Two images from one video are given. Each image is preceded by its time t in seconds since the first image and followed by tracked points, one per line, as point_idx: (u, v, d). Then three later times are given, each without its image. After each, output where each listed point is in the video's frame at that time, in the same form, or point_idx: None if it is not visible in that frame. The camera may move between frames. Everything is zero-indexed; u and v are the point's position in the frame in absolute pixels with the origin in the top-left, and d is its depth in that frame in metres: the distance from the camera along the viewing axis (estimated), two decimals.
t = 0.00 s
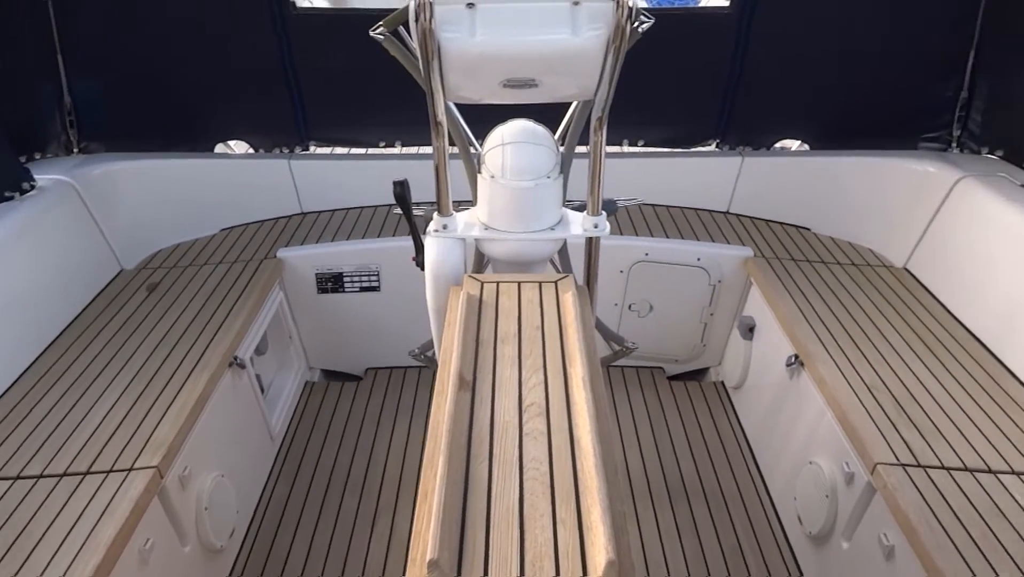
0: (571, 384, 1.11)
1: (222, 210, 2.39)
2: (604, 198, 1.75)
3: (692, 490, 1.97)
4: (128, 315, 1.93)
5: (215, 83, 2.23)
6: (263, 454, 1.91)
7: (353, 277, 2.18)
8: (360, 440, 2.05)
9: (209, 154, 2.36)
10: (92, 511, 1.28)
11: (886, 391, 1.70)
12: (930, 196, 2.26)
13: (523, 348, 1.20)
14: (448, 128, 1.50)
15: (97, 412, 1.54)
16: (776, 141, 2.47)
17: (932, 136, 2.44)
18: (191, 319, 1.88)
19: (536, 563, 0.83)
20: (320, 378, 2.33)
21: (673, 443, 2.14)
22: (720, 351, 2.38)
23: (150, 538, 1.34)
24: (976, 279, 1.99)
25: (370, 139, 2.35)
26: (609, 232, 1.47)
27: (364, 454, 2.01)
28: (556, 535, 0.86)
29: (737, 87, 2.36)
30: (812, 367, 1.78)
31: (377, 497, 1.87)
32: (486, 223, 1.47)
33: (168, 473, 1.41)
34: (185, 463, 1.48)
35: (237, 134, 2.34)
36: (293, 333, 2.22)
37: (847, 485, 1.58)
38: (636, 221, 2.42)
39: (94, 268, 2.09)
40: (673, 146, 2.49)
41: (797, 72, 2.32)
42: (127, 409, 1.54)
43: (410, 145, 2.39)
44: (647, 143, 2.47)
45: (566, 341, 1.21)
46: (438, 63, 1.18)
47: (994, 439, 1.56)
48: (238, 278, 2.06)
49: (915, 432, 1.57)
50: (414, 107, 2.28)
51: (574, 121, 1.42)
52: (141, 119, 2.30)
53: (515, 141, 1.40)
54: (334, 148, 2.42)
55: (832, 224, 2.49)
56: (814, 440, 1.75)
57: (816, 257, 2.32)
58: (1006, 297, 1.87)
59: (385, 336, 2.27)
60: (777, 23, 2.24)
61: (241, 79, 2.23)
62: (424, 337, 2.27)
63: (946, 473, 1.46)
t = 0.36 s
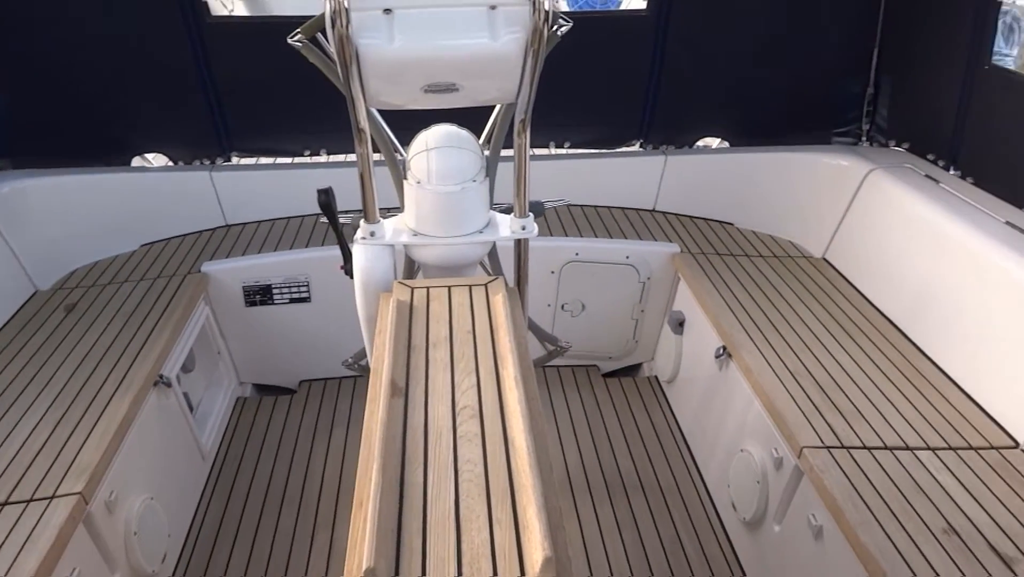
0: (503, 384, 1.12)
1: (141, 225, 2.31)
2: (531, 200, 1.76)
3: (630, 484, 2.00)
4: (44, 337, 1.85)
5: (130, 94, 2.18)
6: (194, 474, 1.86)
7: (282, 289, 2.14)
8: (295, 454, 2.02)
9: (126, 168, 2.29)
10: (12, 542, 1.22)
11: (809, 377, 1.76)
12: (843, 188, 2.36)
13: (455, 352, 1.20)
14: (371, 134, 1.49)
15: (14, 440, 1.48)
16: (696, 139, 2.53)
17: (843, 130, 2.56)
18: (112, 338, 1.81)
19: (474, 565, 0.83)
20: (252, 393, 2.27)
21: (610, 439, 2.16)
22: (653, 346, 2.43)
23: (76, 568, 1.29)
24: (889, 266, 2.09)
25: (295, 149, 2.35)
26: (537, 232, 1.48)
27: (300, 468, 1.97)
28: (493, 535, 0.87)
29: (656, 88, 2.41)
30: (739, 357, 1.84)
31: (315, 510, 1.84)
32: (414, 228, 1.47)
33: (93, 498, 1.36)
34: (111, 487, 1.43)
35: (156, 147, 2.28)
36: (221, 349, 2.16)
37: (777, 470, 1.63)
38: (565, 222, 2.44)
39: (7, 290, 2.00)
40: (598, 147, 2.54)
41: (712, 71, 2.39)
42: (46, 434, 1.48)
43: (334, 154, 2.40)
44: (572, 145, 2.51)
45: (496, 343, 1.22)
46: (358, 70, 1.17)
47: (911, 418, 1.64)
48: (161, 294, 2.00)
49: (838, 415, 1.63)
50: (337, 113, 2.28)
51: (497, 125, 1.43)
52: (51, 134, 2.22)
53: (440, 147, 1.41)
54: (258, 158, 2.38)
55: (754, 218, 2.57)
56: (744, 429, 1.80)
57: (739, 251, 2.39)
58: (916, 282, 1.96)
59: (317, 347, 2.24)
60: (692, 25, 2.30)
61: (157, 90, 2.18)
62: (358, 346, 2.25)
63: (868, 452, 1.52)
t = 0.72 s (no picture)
0: (436, 387, 1.12)
1: (57, 238, 2.22)
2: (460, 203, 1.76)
3: (568, 482, 2.02)
4: None
5: (42, 102, 2.10)
6: (122, 494, 1.80)
7: (209, 299, 2.09)
8: (228, 468, 1.97)
9: (40, 179, 2.20)
10: None
11: (738, 369, 1.81)
12: (766, 184, 2.43)
13: (386, 357, 1.20)
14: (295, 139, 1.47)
15: None
16: (625, 140, 2.57)
17: (764, 128, 2.64)
18: (29, 357, 1.74)
19: (408, 568, 0.83)
20: (181, 408, 2.21)
21: (547, 438, 2.18)
22: (587, 344, 2.46)
23: None
24: (809, 259, 2.16)
25: (219, 156, 2.31)
26: (467, 235, 1.49)
27: (234, 483, 1.93)
28: (427, 538, 0.87)
29: (583, 90, 2.44)
30: (671, 352, 1.87)
31: (250, 525, 1.81)
32: (343, 234, 1.45)
33: (12, 523, 1.31)
34: (31, 511, 1.38)
35: (72, 157, 2.20)
36: (148, 364, 2.09)
37: (709, 461, 1.67)
38: (497, 224, 2.46)
39: None
40: (528, 150, 2.54)
41: (638, 73, 2.44)
42: None
43: (260, 161, 2.36)
44: (503, 148, 2.52)
45: (428, 346, 1.22)
46: (279, 75, 1.15)
47: (834, 405, 1.70)
48: (81, 309, 1.93)
49: (766, 405, 1.68)
50: (262, 119, 2.25)
51: (424, 129, 1.43)
52: None
53: (366, 151, 1.40)
54: (181, 166, 2.33)
55: (681, 217, 2.63)
56: (677, 422, 1.85)
57: (668, 248, 2.44)
58: (835, 274, 2.04)
59: (248, 357, 2.19)
60: (616, 28, 2.34)
61: (71, 97, 2.11)
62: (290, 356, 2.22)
63: (794, 439, 1.57)
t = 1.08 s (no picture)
0: (368, 391, 1.11)
1: None
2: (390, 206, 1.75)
3: (509, 480, 2.03)
4: None
5: None
6: (46, 517, 1.73)
7: (134, 313, 2.03)
8: (161, 486, 1.92)
9: None
10: None
11: (670, 361, 1.85)
12: (693, 180, 2.49)
13: (316, 363, 1.18)
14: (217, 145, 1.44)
15: None
16: (556, 139, 2.59)
17: (690, 125, 2.71)
18: None
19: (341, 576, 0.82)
20: (109, 426, 2.13)
21: (487, 438, 2.19)
22: (524, 343, 2.48)
23: None
24: (736, 251, 2.22)
25: (141, 165, 2.25)
26: (397, 237, 1.48)
27: (166, 501, 1.89)
28: (360, 543, 0.86)
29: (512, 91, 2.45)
30: (605, 348, 1.90)
31: (185, 544, 1.77)
32: (269, 240, 1.43)
33: None
34: None
35: None
36: (72, 381, 2.01)
37: (645, 452, 1.70)
38: (430, 226, 2.45)
39: None
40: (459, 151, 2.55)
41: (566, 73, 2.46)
42: None
43: (184, 169, 2.32)
44: (434, 150, 2.51)
45: (360, 350, 1.21)
46: (194, 80, 1.12)
47: (763, 392, 1.75)
48: None
49: (698, 395, 1.72)
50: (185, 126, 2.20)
51: (350, 132, 1.42)
52: None
53: (290, 155, 1.38)
54: (100, 177, 2.25)
55: (612, 213, 2.67)
56: (613, 416, 1.87)
57: (601, 245, 2.48)
58: (760, 265, 2.10)
59: (179, 370, 2.14)
60: (543, 28, 2.36)
61: None
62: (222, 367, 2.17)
63: (726, 427, 1.62)
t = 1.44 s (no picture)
0: (297, 400, 1.10)
1: None
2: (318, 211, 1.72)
3: (452, 482, 2.02)
4: None
5: None
6: None
7: (56, 332, 1.96)
8: (90, 511, 1.86)
9: None
10: None
11: (605, 354, 1.87)
12: (623, 175, 2.52)
13: (243, 373, 1.16)
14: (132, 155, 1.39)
15: None
16: (486, 139, 2.59)
17: (617, 121, 2.73)
18: None
19: None
20: (34, 451, 2.03)
21: (429, 440, 2.18)
22: (463, 344, 2.48)
23: None
24: (667, 243, 2.26)
25: (58, 178, 2.17)
26: (324, 242, 1.46)
27: (97, 525, 1.83)
28: (290, 554, 0.85)
29: (440, 92, 2.45)
30: (541, 344, 1.91)
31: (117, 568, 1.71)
32: (191, 251, 1.39)
33: None
34: None
35: None
36: None
37: (584, 445, 1.72)
38: (361, 230, 2.43)
39: None
40: (388, 158, 2.52)
41: (494, 73, 2.47)
42: None
43: (103, 181, 2.24)
44: (364, 153, 2.49)
45: (288, 358, 1.19)
46: (102, 87, 1.08)
47: (697, 380, 1.79)
48: None
49: (633, 386, 1.75)
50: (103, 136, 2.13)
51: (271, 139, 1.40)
52: None
53: (208, 162, 1.35)
54: (13, 191, 2.16)
55: (546, 211, 2.68)
56: (552, 411, 1.89)
57: (535, 243, 2.49)
58: (690, 256, 2.15)
59: (107, 388, 2.08)
60: (469, 28, 2.36)
61: None
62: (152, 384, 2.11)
63: (661, 417, 1.64)
